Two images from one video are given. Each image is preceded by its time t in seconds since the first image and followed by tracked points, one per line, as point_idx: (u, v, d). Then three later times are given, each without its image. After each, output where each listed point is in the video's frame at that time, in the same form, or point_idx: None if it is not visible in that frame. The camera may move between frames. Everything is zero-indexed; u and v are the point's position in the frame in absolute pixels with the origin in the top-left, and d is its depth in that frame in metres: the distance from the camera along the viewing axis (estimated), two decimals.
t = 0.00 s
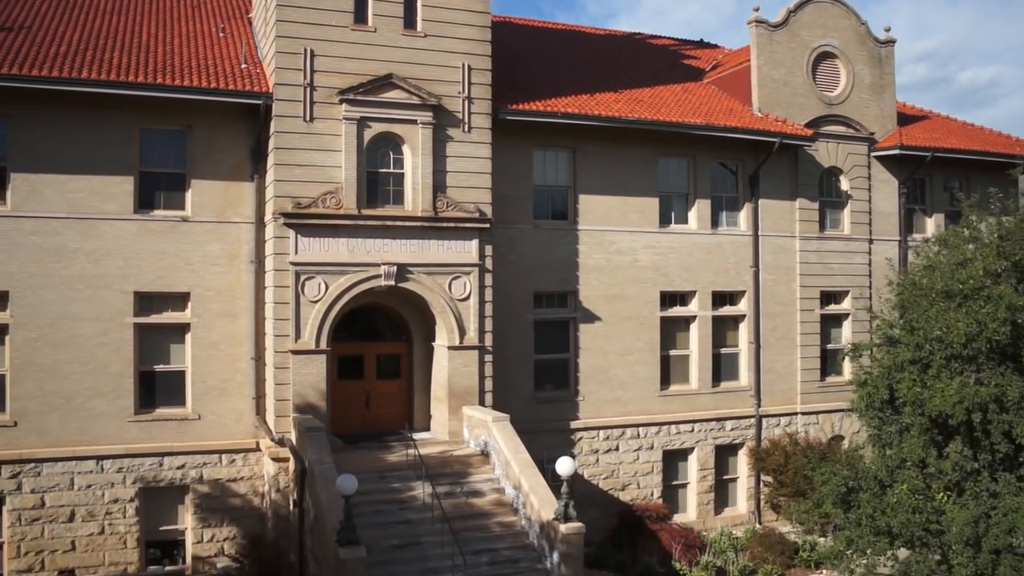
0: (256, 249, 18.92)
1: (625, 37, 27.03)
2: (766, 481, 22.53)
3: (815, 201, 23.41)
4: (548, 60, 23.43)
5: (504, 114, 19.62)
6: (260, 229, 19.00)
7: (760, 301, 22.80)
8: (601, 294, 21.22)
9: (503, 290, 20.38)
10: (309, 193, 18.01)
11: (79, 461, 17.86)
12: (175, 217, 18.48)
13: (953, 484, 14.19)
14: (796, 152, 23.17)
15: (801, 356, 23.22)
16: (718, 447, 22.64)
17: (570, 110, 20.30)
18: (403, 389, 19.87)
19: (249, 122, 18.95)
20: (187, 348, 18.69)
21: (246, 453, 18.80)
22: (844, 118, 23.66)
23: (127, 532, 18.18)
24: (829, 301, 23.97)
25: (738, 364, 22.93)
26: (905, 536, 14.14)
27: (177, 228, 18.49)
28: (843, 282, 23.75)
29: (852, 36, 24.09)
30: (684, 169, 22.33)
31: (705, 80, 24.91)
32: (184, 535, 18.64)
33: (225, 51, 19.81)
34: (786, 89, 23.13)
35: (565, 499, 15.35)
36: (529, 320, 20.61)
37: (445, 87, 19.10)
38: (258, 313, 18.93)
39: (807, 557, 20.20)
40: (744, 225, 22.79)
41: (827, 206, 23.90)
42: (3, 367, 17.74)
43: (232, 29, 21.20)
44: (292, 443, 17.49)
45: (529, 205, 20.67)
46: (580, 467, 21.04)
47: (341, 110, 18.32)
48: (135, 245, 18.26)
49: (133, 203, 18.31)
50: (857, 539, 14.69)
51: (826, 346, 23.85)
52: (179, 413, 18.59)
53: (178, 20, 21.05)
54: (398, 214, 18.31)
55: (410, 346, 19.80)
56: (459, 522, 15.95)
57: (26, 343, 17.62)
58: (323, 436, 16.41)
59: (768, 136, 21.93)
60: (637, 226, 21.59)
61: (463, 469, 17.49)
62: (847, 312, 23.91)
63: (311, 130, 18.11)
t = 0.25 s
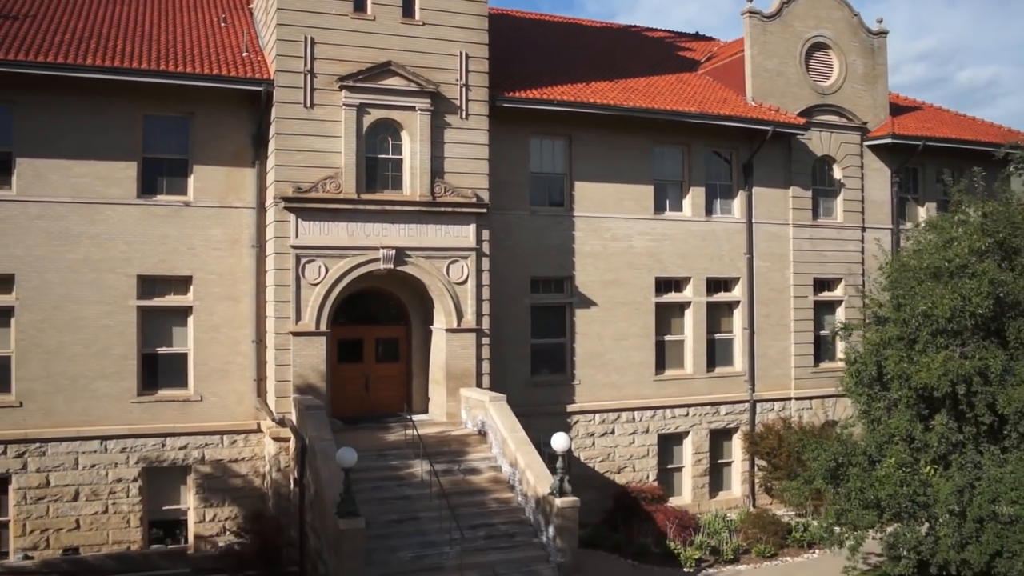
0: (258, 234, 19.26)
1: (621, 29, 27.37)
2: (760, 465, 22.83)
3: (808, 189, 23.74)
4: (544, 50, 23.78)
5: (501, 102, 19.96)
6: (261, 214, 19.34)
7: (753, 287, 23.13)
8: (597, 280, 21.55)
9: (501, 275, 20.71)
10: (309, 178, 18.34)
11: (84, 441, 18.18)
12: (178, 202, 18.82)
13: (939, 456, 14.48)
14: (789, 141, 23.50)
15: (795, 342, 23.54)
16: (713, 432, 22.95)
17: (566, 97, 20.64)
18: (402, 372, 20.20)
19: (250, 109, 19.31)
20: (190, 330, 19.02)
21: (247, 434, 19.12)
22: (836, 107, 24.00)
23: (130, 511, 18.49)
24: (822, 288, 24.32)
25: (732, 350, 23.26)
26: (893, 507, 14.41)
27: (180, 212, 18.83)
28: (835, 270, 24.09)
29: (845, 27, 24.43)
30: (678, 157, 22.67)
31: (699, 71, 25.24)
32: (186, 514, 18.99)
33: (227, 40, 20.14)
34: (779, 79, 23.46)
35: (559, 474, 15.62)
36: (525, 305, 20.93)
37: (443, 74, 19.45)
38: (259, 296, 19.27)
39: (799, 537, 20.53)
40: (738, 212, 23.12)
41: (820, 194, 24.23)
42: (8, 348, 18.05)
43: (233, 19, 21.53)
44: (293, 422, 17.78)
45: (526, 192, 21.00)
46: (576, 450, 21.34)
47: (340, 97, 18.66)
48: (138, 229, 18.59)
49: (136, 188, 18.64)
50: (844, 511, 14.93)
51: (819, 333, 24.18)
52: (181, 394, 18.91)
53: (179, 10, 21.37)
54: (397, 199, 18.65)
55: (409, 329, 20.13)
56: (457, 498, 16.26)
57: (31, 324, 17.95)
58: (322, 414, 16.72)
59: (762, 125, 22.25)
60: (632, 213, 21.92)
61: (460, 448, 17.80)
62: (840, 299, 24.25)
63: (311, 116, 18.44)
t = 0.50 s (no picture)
0: (260, 219, 19.61)
1: (617, 22, 27.74)
2: (755, 449, 23.15)
3: (802, 177, 24.09)
4: (542, 41, 24.14)
5: (498, 90, 20.34)
6: (263, 199, 19.70)
7: (748, 274, 23.46)
8: (593, 266, 21.89)
9: (499, 261, 21.05)
10: (310, 164, 18.70)
11: (89, 422, 18.51)
12: (181, 187, 19.19)
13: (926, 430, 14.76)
14: (783, 130, 23.85)
15: (789, 329, 23.87)
16: (708, 417, 23.27)
17: (562, 86, 21.00)
18: (401, 356, 20.54)
19: (252, 97, 19.68)
20: (193, 314, 19.37)
21: (249, 416, 19.46)
22: (830, 98, 24.36)
23: (134, 491, 18.81)
24: (816, 276, 24.66)
25: (727, 336, 23.60)
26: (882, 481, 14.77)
27: (184, 198, 19.19)
28: (829, 258, 24.43)
29: (838, 19, 24.80)
30: (674, 146, 23.03)
31: (695, 62, 25.61)
32: (190, 495, 19.31)
33: (229, 29, 20.51)
34: (773, 69, 23.81)
35: (555, 450, 15.96)
36: (523, 290, 21.28)
37: (442, 63, 19.81)
38: (261, 280, 19.62)
39: (792, 518, 20.89)
40: (732, 200, 23.47)
41: (814, 183, 24.58)
42: (14, 331, 18.39)
43: (234, 10, 21.89)
44: (294, 403, 18.12)
45: (523, 179, 21.35)
46: (573, 434, 21.66)
47: (341, 84, 19.03)
48: (142, 214, 18.95)
49: (140, 173, 19.01)
50: (835, 485, 15.33)
51: (813, 320, 24.51)
52: (184, 376, 19.26)
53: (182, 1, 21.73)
54: (397, 184, 19.01)
55: (408, 314, 20.47)
56: (455, 475, 16.59)
57: (37, 307, 18.29)
58: (323, 393, 17.05)
59: (755, 114, 22.59)
60: (628, 200, 22.27)
61: (458, 428, 18.13)
62: (833, 286, 24.58)
63: (312, 103, 18.80)
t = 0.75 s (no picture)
0: (262, 205, 20.01)
1: (613, 15, 28.13)
2: (749, 434, 23.51)
3: (795, 167, 24.47)
4: (539, 32, 24.53)
5: (495, 79, 20.73)
6: (265, 186, 20.10)
7: (742, 262, 23.84)
8: (589, 253, 22.27)
9: (497, 247, 21.43)
10: (311, 150, 19.08)
11: (94, 403, 18.88)
12: (185, 174, 19.58)
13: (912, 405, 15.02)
14: (776, 120, 24.24)
15: (782, 316, 24.25)
16: (703, 402, 23.65)
17: (558, 76, 21.39)
18: (400, 340, 20.91)
19: (254, 85, 20.09)
20: (196, 298, 19.76)
21: (251, 398, 19.83)
22: (822, 88, 24.74)
23: (139, 471, 19.17)
24: (809, 264, 25.05)
25: (721, 323, 23.98)
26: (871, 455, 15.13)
27: (187, 184, 19.59)
28: (822, 246, 24.82)
29: (831, 11, 25.18)
30: (669, 135, 23.42)
31: (690, 54, 26.00)
32: (192, 476, 19.67)
33: (231, 19, 20.90)
34: (766, 60, 24.20)
35: (551, 427, 16.32)
36: (520, 276, 21.65)
37: (440, 52, 20.21)
38: (263, 265, 20.01)
39: (784, 499, 21.27)
40: (726, 189, 23.85)
41: (807, 172, 24.96)
42: (21, 314, 18.76)
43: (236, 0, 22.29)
44: (296, 384, 18.48)
45: (520, 167, 21.73)
46: (570, 418, 22.01)
47: (341, 73, 19.42)
48: (146, 200, 19.33)
49: (145, 160, 19.41)
50: (826, 461, 15.74)
51: (807, 307, 24.88)
52: (188, 359, 19.63)
53: None
54: (396, 170, 19.40)
55: (407, 299, 20.85)
56: (453, 452, 16.95)
57: (44, 291, 18.67)
58: (323, 372, 17.43)
59: (748, 104, 22.98)
60: (623, 188, 22.65)
61: (456, 408, 18.50)
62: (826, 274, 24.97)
63: (313, 91, 19.20)
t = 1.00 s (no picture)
0: (263, 192, 20.43)
1: (610, 8, 28.53)
2: (743, 419, 23.89)
3: (788, 157, 24.87)
4: (536, 24, 24.94)
5: (492, 69, 21.14)
6: (267, 173, 20.52)
7: (736, 250, 24.24)
8: (585, 240, 22.67)
9: (494, 234, 21.83)
10: (312, 138, 19.49)
11: (100, 385, 19.28)
12: (188, 161, 20.00)
13: (898, 381, 15.37)
14: (769, 111, 24.65)
15: (776, 303, 24.65)
16: (697, 387, 24.02)
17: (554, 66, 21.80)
18: (400, 325, 21.31)
19: (256, 75, 20.51)
20: (199, 283, 20.17)
21: (253, 380, 20.23)
22: (814, 79, 25.14)
23: (143, 452, 19.55)
24: (802, 252, 25.45)
25: (716, 309, 24.38)
26: (858, 431, 15.50)
27: (190, 171, 20.00)
28: (814, 234, 25.23)
29: (823, 4, 25.59)
30: (663, 125, 23.83)
31: (684, 46, 26.41)
32: (196, 457, 20.05)
33: (233, 10, 21.31)
34: (759, 52, 24.61)
35: (546, 405, 16.71)
36: (517, 263, 22.05)
37: (438, 42, 20.62)
38: (265, 251, 20.43)
39: (776, 481, 21.68)
40: (720, 178, 24.25)
41: (800, 162, 25.37)
42: (28, 298, 19.15)
43: None
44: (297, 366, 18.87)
45: (517, 156, 22.13)
46: (566, 402, 22.38)
47: (341, 62, 19.82)
48: (151, 186, 19.74)
49: (149, 147, 19.82)
50: (816, 438, 16.13)
51: (800, 295, 25.27)
52: (191, 342, 20.04)
53: None
54: (395, 157, 19.80)
55: (406, 284, 21.25)
56: (451, 430, 17.34)
57: (50, 275, 19.07)
58: (324, 353, 17.85)
59: (741, 94, 23.38)
60: (619, 177, 23.05)
61: (454, 389, 18.90)
62: (819, 262, 25.36)
63: (314, 80, 19.60)
